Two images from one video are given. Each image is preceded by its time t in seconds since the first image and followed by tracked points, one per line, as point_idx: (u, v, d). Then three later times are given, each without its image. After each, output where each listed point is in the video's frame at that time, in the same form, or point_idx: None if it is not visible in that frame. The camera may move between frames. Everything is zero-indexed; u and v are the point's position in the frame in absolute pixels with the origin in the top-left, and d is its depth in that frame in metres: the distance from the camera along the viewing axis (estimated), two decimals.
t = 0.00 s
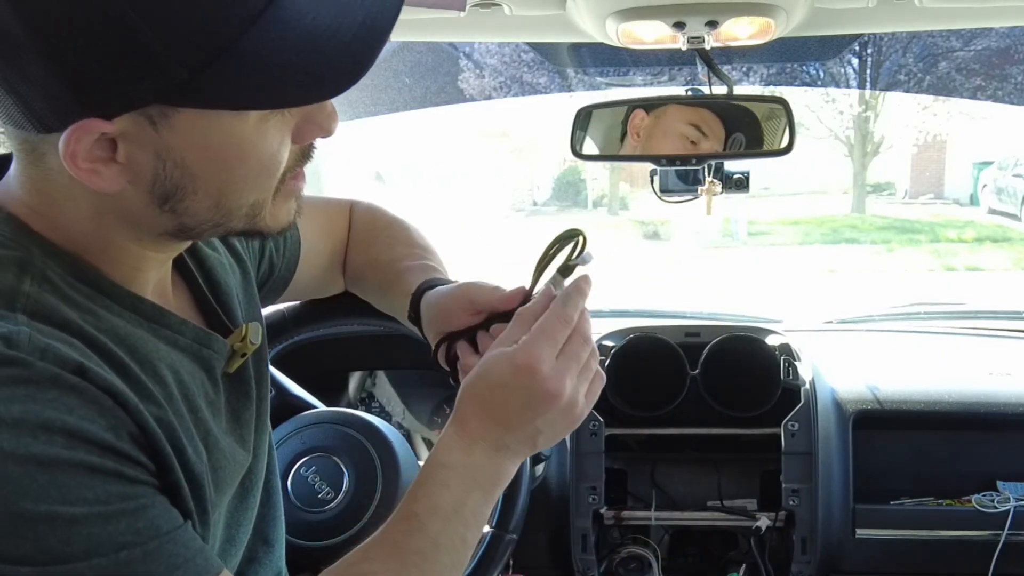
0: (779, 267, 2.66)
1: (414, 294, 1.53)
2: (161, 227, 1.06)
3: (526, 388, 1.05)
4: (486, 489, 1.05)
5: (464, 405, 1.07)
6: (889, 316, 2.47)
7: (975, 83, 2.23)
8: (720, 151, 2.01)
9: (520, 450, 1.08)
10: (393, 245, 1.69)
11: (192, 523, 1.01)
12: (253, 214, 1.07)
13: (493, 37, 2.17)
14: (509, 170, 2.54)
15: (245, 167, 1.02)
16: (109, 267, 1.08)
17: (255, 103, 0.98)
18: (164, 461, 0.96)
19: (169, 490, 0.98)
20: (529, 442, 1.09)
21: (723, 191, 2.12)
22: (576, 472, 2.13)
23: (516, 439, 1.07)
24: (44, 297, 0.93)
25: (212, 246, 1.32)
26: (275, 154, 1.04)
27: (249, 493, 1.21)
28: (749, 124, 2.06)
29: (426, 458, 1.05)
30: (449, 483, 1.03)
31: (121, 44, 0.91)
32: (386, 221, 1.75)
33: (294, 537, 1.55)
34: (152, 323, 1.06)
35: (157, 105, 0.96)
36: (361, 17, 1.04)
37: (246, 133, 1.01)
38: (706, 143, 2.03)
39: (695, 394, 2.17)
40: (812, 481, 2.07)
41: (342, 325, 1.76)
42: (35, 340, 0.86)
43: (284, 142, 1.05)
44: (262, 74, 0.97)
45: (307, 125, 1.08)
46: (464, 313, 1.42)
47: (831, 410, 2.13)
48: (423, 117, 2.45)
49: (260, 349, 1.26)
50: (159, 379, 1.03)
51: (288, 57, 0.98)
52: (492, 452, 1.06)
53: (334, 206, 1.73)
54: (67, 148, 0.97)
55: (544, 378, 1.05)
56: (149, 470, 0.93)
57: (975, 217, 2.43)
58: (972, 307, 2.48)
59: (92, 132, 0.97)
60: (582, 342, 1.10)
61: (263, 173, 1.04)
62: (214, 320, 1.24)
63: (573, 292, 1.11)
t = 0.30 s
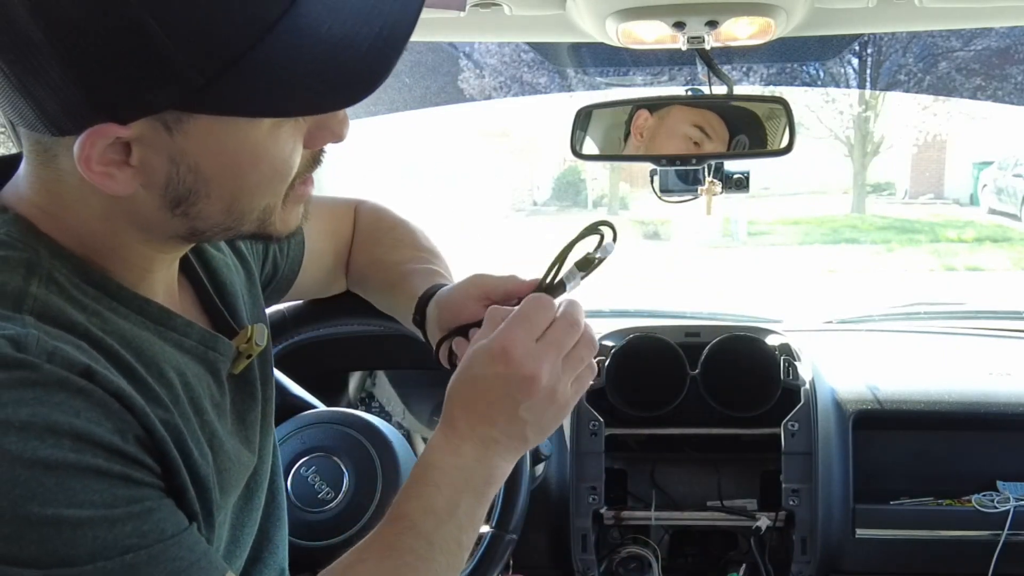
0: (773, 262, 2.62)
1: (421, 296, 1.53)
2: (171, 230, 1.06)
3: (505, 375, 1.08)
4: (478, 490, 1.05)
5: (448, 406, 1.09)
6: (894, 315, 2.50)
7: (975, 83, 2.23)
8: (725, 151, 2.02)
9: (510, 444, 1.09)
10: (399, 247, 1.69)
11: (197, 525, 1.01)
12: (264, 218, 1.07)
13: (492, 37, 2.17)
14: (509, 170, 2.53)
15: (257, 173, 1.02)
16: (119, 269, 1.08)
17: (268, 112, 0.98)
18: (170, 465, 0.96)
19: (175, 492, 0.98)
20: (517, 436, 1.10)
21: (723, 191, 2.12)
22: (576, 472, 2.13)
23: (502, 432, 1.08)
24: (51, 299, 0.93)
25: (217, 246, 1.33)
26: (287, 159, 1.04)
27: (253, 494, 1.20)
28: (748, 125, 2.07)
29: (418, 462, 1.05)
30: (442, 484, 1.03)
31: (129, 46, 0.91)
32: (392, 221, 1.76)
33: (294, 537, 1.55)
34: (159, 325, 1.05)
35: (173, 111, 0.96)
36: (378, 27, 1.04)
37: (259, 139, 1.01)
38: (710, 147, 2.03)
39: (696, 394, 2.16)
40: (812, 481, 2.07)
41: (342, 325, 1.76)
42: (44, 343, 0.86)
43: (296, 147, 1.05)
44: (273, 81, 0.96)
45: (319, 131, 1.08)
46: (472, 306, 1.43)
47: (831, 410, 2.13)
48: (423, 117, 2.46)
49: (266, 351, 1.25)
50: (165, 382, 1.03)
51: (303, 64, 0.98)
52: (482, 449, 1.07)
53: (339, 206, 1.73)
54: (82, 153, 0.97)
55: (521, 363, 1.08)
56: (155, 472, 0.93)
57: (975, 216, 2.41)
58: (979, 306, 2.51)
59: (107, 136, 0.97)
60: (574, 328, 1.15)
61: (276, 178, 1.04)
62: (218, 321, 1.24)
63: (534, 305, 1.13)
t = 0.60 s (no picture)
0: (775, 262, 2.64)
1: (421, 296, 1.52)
2: (178, 235, 1.06)
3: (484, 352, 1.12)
4: (468, 475, 1.04)
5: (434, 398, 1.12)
6: (893, 316, 2.50)
7: (975, 83, 2.22)
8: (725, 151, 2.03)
9: (495, 424, 1.09)
10: (402, 248, 1.68)
11: (205, 525, 1.01)
12: (271, 223, 1.07)
13: (493, 37, 2.17)
14: (508, 170, 2.54)
15: (266, 180, 1.03)
16: (126, 271, 1.08)
17: (280, 117, 0.98)
18: (179, 465, 0.96)
19: (184, 492, 0.98)
20: (503, 418, 1.10)
21: (723, 191, 2.12)
22: (576, 472, 2.14)
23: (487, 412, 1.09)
24: (60, 300, 0.93)
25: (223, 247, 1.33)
26: (296, 165, 1.05)
27: (258, 495, 1.20)
28: (747, 124, 2.08)
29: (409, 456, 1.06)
30: (429, 472, 1.03)
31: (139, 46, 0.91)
32: (395, 221, 1.75)
33: (295, 537, 1.55)
34: (166, 326, 1.06)
35: (181, 118, 0.96)
36: (392, 36, 1.03)
37: (268, 146, 1.01)
38: (711, 147, 2.04)
39: (696, 394, 2.16)
40: (812, 481, 2.07)
41: (342, 324, 1.76)
42: (56, 344, 0.86)
43: (304, 153, 1.05)
44: (284, 83, 0.96)
45: (326, 136, 1.08)
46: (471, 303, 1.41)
47: (831, 410, 2.13)
48: (422, 117, 2.42)
49: (269, 352, 1.25)
50: (174, 383, 1.03)
51: (314, 70, 0.97)
52: (468, 432, 1.07)
53: (342, 205, 1.73)
54: (90, 158, 0.98)
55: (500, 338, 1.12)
56: (164, 472, 0.93)
57: (975, 216, 2.41)
58: (979, 306, 2.50)
59: (115, 142, 0.97)
60: (559, 306, 1.16)
61: (284, 184, 1.04)
62: (224, 322, 1.24)
63: (528, 272, 1.20)
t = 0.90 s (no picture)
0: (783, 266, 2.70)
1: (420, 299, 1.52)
2: (180, 237, 1.06)
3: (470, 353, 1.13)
4: (458, 474, 1.05)
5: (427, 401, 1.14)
6: (892, 316, 2.48)
7: (976, 83, 2.22)
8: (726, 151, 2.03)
9: (482, 423, 1.10)
10: (399, 248, 1.67)
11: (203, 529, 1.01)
12: (272, 226, 1.07)
13: (493, 37, 2.17)
14: (509, 170, 2.56)
15: (268, 184, 1.02)
16: (127, 273, 1.08)
17: (281, 122, 0.98)
18: (177, 469, 0.96)
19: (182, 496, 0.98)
20: (492, 415, 1.11)
21: (723, 191, 2.12)
22: (576, 472, 2.13)
23: (473, 411, 1.11)
24: (60, 304, 0.93)
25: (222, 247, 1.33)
26: (298, 167, 1.04)
27: (257, 497, 1.20)
28: (746, 124, 2.07)
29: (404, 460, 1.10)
30: (420, 474, 1.05)
31: (139, 49, 0.91)
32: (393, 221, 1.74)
33: (295, 537, 1.55)
34: (166, 329, 1.05)
35: (183, 120, 0.96)
36: (392, 41, 1.03)
37: (270, 149, 1.01)
38: (715, 148, 2.04)
39: (696, 394, 2.16)
40: (812, 481, 2.07)
41: (342, 324, 1.76)
42: (55, 347, 0.86)
43: (307, 156, 1.05)
44: (284, 87, 0.96)
45: (329, 138, 1.08)
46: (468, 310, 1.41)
47: (831, 410, 2.13)
48: (423, 118, 2.42)
49: (268, 353, 1.25)
50: (173, 386, 1.03)
51: (313, 75, 0.97)
52: (455, 433, 1.09)
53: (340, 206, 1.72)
54: (92, 161, 0.97)
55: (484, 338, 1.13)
56: (162, 476, 0.93)
57: (975, 217, 2.43)
58: (979, 306, 2.48)
59: (117, 145, 0.97)
60: (547, 301, 1.15)
61: (287, 187, 1.04)
62: (225, 323, 1.24)
63: (520, 272, 1.19)
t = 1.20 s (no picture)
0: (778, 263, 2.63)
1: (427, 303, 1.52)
2: (181, 233, 1.06)
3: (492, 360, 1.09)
4: (470, 484, 1.05)
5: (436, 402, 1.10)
6: (893, 316, 2.50)
7: (975, 83, 2.22)
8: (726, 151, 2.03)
9: (498, 435, 1.09)
10: (404, 251, 1.69)
11: (207, 527, 1.01)
12: (273, 221, 1.08)
13: (493, 38, 2.17)
14: (509, 169, 2.54)
15: (272, 176, 1.03)
16: (128, 270, 1.08)
17: (283, 116, 0.98)
18: (181, 467, 0.96)
19: (186, 494, 0.98)
20: (508, 427, 1.09)
21: (723, 191, 2.12)
22: (576, 472, 2.13)
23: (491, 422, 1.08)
24: (63, 302, 0.93)
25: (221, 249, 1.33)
26: (301, 161, 1.05)
27: (257, 498, 1.20)
28: (747, 124, 2.08)
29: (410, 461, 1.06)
30: (433, 480, 1.04)
31: (144, 46, 0.91)
32: (395, 223, 1.76)
33: (295, 538, 1.55)
34: (167, 328, 1.05)
35: (186, 114, 0.96)
36: (386, 42, 1.04)
37: (273, 143, 1.01)
38: (713, 147, 2.04)
39: (696, 394, 2.16)
40: (812, 481, 2.06)
41: (342, 325, 1.74)
42: (61, 346, 0.86)
43: (309, 150, 1.06)
44: (284, 85, 0.96)
45: (332, 134, 1.08)
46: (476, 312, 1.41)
47: (831, 410, 2.12)
48: (423, 118, 2.43)
49: (268, 353, 1.25)
50: (174, 385, 1.03)
51: (311, 73, 0.98)
52: (471, 443, 1.07)
53: (341, 208, 1.73)
54: (95, 153, 0.97)
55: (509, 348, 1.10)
56: (167, 474, 0.93)
57: (975, 216, 2.41)
58: (979, 305, 2.50)
59: (120, 138, 0.96)
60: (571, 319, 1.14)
61: (288, 181, 1.05)
62: (224, 323, 1.24)
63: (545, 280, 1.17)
